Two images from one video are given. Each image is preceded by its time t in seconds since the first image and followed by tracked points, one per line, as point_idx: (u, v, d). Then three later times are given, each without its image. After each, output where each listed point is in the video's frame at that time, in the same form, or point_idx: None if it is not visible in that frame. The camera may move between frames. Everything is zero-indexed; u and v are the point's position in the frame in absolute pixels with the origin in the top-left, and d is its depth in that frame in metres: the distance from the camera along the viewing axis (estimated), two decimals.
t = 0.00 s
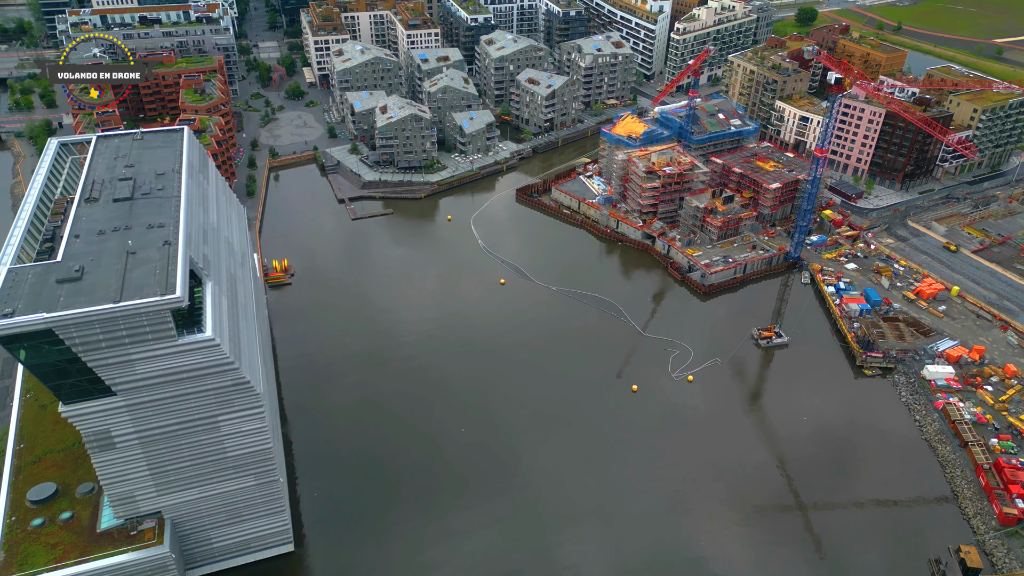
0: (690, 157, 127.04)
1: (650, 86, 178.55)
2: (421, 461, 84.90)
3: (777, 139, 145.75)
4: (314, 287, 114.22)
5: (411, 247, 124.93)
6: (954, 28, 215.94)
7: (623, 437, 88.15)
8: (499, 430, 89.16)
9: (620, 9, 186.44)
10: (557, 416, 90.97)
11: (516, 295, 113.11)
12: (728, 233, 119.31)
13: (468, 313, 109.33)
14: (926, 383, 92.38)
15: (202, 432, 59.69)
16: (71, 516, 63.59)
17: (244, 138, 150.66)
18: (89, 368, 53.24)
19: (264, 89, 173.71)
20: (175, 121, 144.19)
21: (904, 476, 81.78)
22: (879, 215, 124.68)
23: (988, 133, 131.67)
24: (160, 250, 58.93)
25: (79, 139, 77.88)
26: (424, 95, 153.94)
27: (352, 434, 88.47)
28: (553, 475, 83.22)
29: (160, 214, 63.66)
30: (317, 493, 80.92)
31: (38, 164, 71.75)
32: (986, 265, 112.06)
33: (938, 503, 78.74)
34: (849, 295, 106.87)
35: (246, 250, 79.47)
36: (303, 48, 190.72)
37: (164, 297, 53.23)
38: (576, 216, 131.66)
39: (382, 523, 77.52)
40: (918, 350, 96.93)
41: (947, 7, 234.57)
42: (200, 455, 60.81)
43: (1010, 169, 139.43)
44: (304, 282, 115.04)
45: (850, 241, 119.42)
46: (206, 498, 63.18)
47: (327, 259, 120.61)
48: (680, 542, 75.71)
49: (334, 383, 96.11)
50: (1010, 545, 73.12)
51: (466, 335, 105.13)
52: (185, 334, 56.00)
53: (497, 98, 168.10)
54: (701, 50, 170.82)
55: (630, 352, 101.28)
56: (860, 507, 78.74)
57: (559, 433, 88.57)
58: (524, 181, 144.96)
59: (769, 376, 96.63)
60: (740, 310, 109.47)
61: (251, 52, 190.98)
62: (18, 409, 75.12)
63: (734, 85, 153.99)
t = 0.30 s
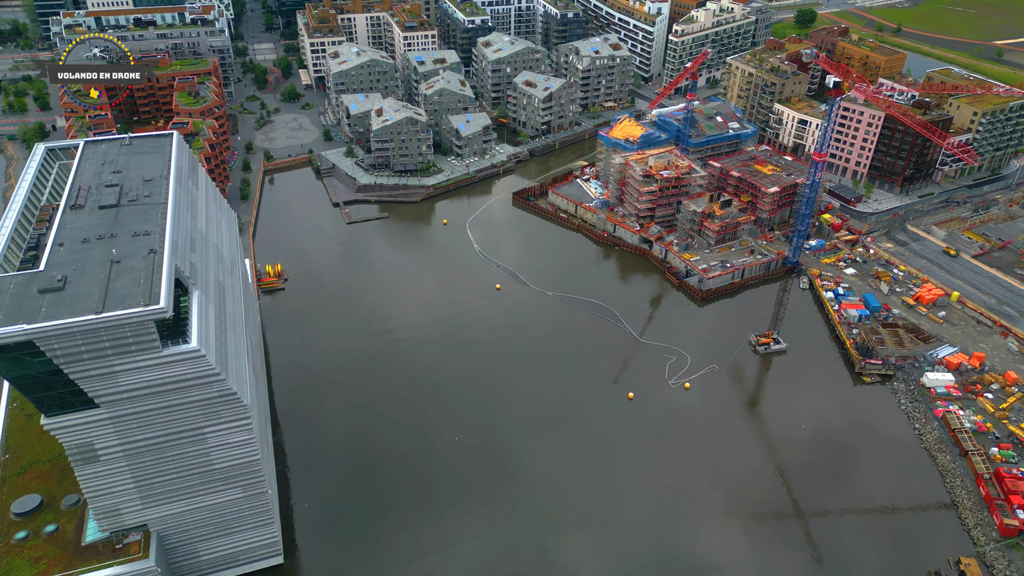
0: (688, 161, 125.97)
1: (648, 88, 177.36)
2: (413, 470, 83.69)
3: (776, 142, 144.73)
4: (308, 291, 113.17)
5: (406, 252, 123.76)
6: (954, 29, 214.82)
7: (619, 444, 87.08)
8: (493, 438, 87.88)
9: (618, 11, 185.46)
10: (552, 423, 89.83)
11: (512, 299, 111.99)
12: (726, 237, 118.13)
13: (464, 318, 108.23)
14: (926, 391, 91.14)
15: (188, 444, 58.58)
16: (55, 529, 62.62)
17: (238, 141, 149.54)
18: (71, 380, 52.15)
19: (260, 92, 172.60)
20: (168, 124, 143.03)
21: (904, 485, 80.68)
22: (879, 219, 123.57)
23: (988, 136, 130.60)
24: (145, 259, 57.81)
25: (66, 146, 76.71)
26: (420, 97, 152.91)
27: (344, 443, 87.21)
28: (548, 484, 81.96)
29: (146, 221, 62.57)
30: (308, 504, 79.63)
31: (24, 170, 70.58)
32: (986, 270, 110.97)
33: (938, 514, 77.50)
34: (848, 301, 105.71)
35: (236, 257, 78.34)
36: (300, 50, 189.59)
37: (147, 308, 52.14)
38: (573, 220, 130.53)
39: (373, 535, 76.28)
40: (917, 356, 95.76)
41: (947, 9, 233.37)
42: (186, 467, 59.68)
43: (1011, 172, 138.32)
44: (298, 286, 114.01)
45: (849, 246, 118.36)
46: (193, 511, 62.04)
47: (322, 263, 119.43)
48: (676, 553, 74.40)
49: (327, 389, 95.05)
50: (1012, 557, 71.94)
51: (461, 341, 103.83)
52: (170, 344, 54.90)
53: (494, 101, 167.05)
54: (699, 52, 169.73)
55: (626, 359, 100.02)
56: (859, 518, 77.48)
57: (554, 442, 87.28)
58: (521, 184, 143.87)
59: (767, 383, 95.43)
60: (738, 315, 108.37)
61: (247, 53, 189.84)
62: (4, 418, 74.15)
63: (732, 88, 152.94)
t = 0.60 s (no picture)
0: (686, 164, 124.87)
1: (646, 90, 176.30)
2: (406, 480, 82.52)
3: (775, 145, 143.70)
4: (302, 296, 111.98)
5: (402, 256, 122.55)
6: (954, 31, 213.89)
7: (616, 452, 85.90)
8: (487, 448, 86.63)
9: (617, 12, 184.48)
10: (547, 430, 88.66)
11: (508, 304, 110.78)
12: (724, 242, 116.99)
13: (459, 323, 107.05)
14: (926, 399, 89.98)
15: (175, 457, 57.46)
16: (40, 542, 62.65)
17: (233, 144, 148.46)
18: (52, 393, 51.10)
19: (256, 94, 171.46)
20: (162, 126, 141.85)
21: (904, 495, 79.60)
22: (878, 223, 122.55)
23: (989, 140, 129.60)
24: (130, 268, 56.72)
25: (53, 151, 75.59)
26: (417, 100, 151.79)
27: (336, 452, 85.90)
28: (541, 494, 80.72)
29: (132, 229, 61.47)
30: (298, 515, 78.43)
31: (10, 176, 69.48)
32: (986, 275, 109.93)
33: (939, 525, 76.35)
34: (847, 306, 104.58)
35: (226, 264, 77.21)
36: (296, 52, 188.44)
37: (130, 318, 51.03)
38: (570, 224, 129.47)
39: (364, 548, 75.10)
40: (917, 363, 94.64)
41: (947, 10, 232.20)
42: (173, 480, 58.56)
43: (1011, 175, 137.27)
44: (292, 291, 112.80)
45: (848, 250, 117.32)
46: (179, 524, 60.96)
47: (316, 268, 118.23)
48: (672, 567, 73.18)
49: (320, 396, 93.86)
50: (1013, 570, 70.90)
51: (455, 347, 102.50)
52: (155, 356, 53.78)
53: (491, 103, 166.00)
54: (698, 54, 168.75)
55: (623, 366, 98.76)
56: (858, 530, 76.27)
57: (548, 451, 85.96)
58: (517, 187, 142.75)
59: (765, 391, 94.22)
60: (736, 321, 107.23)
61: (242, 55, 188.72)
62: None
63: (731, 90, 151.88)
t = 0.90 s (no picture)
0: (684, 168, 123.73)
1: (645, 93, 175.22)
2: (399, 490, 81.18)
3: (774, 148, 142.53)
4: (296, 301, 110.64)
5: (397, 260, 121.33)
6: (954, 33, 212.91)
7: (613, 460, 84.47)
8: (482, 456, 85.29)
9: (615, 14, 183.46)
10: (544, 439, 87.33)
11: (504, 309, 109.50)
12: (722, 246, 115.81)
13: (452, 328, 105.73)
14: (927, 407, 88.78)
15: (161, 470, 56.37)
16: (25, 556, 61.95)
17: (228, 147, 147.29)
18: (34, 407, 50.04)
19: (252, 96, 170.35)
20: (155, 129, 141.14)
21: (905, 504, 78.49)
22: (878, 228, 121.46)
23: (989, 143, 128.49)
24: (115, 278, 55.63)
25: (40, 157, 74.33)
26: (413, 103, 150.63)
27: (328, 462, 84.56)
28: (536, 505, 79.34)
29: (119, 237, 60.34)
30: (289, 527, 77.12)
31: None
32: (987, 280, 108.87)
33: (940, 536, 75.24)
34: (847, 312, 103.39)
35: (217, 272, 76.02)
36: (292, 54, 187.28)
37: (114, 331, 49.94)
38: (567, 228, 128.24)
39: (356, 560, 73.84)
40: (918, 370, 93.44)
41: (947, 12, 231.12)
42: (159, 494, 57.47)
43: (1012, 179, 136.12)
44: (286, 296, 111.46)
45: (847, 255, 116.18)
46: (166, 538, 59.87)
47: (310, 272, 116.97)
48: None
49: (313, 403, 92.60)
50: None
51: (450, 353, 101.10)
52: (139, 369, 52.65)
53: (488, 106, 164.82)
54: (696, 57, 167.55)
55: (620, 373, 97.41)
56: (859, 542, 75.07)
57: (544, 460, 84.59)
58: (514, 191, 141.56)
59: (764, 399, 92.96)
60: (735, 327, 106.00)
61: (239, 57, 187.61)
62: None
63: (729, 93, 150.68)
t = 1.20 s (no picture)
0: (683, 172, 122.70)
1: (643, 95, 174.16)
2: (393, 501, 79.79)
3: (773, 152, 141.42)
4: (290, 306, 109.40)
5: (393, 265, 120.07)
6: (954, 35, 211.95)
7: (610, 469, 83.15)
8: (478, 466, 83.87)
9: (613, 16, 182.43)
10: (540, 448, 85.91)
11: (501, 316, 108.15)
12: (721, 252, 114.71)
13: (447, 334, 104.45)
14: (928, 416, 87.65)
15: (147, 485, 55.21)
16: (8, 572, 61.52)
17: (223, 150, 146.13)
18: (16, 422, 48.86)
19: (248, 98, 169.24)
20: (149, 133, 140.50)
21: (907, 514, 77.36)
22: (879, 232, 120.36)
23: (991, 147, 127.44)
24: (100, 288, 54.56)
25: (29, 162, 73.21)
26: (410, 106, 149.53)
27: (321, 472, 83.20)
28: (533, 517, 77.86)
29: (105, 246, 59.25)
30: (281, 539, 75.76)
31: None
32: (989, 286, 107.78)
33: (942, 548, 74.02)
34: (847, 319, 102.23)
35: (208, 280, 74.87)
36: (289, 56, 186.18)
37: (98, 344, 48.86)
38: (565, 232, 126.99)
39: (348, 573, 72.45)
40: (919, 378, 92.31)
41: (947, 13, 230.10)
42: (146, 509, 56.30)
43: (1014, 183, 134.99)
44: (280, 302, 110.21)
45: (848, 260, 115.04)
46: (154, 554, 58.67)
47: (305, 277, 115.67)
48: None
49: (307, 411, 91.42)
50: None
51: (445, 360, 99.71)
52: (124, 382, 51.56)
53: (486, 109, 163.75)
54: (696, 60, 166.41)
55: (618, 380, 95.93)
56: (860, 554, 73.82)
57: (540, 470, 83.11)
58: (512, 195, 140.48)
59: (764, 407, 91.63)
60: (734, 333, 104.84)
61: (235, 59, 186.51)
62: None
63: (729, 96, 149.57)
